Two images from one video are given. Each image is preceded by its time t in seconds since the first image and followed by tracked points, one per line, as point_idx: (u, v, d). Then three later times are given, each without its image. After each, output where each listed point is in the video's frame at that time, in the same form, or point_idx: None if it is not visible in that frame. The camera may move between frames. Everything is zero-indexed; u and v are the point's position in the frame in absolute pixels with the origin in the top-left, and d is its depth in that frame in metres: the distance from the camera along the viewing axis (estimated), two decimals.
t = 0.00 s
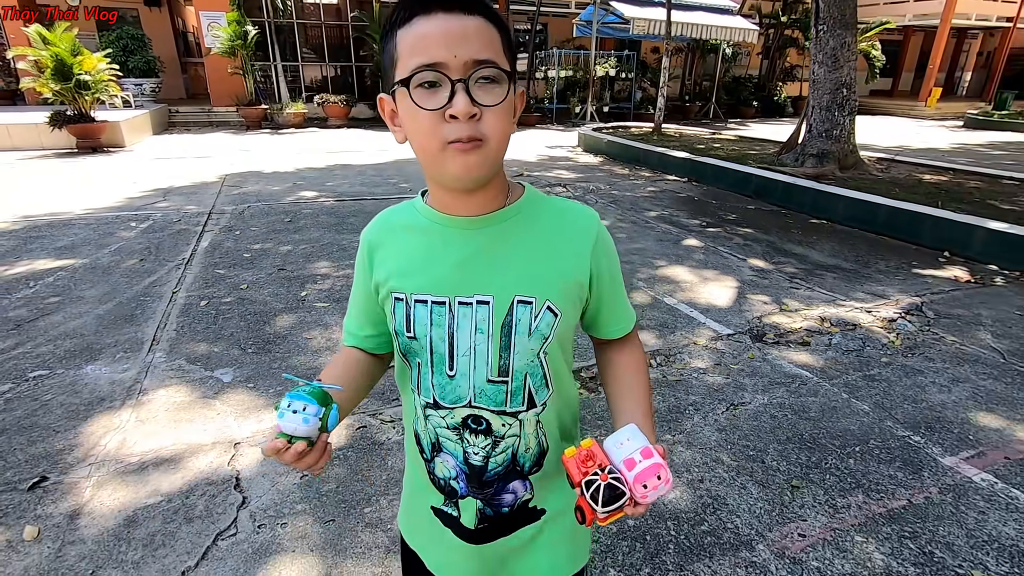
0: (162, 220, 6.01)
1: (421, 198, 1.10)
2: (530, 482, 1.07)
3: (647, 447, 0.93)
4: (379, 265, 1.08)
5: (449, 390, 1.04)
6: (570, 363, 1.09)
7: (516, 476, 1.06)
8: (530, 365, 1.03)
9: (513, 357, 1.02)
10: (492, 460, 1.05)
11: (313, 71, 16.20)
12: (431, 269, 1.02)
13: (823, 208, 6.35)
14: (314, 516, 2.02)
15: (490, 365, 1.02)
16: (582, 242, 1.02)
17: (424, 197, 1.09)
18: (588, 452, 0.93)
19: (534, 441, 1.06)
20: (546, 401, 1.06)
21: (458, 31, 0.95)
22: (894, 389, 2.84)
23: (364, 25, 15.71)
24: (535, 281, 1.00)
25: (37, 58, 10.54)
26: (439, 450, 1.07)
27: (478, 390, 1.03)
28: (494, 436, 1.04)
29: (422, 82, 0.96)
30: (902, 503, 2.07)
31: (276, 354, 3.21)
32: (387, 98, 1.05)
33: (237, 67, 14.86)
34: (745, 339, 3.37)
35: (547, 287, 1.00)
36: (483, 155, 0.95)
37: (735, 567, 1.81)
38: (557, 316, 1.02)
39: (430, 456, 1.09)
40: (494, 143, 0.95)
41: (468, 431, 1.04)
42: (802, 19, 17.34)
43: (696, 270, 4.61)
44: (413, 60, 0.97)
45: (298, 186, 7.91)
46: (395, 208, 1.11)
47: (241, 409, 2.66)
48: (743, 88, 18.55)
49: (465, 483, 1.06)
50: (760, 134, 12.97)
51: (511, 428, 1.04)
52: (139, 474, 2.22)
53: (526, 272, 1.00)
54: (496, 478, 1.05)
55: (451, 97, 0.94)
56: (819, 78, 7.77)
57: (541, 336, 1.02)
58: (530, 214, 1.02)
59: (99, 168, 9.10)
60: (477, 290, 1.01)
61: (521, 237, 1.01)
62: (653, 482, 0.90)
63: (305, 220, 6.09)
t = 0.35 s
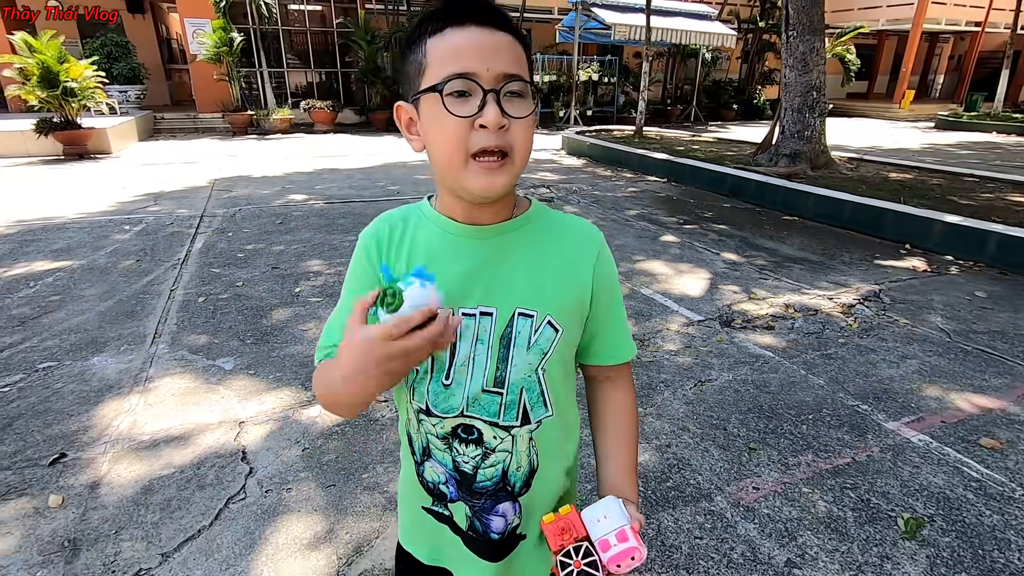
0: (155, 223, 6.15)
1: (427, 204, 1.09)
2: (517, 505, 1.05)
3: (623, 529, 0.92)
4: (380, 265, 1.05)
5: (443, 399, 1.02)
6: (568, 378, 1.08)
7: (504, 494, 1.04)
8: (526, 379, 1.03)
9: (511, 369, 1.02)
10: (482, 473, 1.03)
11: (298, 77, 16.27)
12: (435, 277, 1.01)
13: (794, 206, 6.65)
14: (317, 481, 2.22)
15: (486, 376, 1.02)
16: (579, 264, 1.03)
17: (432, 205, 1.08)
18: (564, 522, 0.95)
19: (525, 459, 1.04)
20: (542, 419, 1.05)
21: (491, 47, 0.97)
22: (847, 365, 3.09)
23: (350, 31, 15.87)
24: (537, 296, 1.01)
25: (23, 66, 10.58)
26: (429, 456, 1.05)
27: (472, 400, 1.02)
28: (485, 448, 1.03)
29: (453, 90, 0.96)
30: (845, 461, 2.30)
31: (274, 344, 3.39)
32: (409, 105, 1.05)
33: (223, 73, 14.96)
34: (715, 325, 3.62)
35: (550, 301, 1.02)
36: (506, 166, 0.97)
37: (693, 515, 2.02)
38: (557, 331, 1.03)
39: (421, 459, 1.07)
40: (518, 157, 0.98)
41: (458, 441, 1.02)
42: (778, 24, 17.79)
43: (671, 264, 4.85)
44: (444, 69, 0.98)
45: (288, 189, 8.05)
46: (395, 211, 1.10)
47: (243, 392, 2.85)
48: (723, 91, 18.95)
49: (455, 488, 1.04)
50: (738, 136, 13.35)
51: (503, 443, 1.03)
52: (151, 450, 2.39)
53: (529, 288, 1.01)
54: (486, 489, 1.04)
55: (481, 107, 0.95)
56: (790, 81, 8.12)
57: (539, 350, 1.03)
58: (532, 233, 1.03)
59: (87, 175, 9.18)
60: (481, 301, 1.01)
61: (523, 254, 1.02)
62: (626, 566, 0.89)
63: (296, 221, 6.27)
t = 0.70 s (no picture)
0: (149, 225, 6.27)
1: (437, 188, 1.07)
2: (541, 464, 1.11)
3: (636, 506, 1.04)
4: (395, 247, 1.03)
5: (474, 376, 1.04)
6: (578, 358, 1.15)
7: (530, 460, 1.09)
8: (550, 351, 1.07)
9: (537, 343, 1.05)
10: (513, 442, 1.06)
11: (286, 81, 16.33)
12: (463, 256, 1.02)
13: (770, 203, 6.91)
14: (316, 456, 2.40)
15: (516, 351, 1.04)
16: (593, 244, 1.09)
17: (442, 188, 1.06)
18: (584, 502, 1.07)
19: (547, 422, 1.10)
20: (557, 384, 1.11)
21: (525, 44, 0.99)
22: (810, 348, 3.31)
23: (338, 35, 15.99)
24: (563, 272, 1.05)
25: (12, 71, 10.63)
26: (454, 440, 1.05)
27: (503, 375, 1.04)
28: (516, 419, 1.06)
29: (490, 82, 0.96)
30: (802, 431, 2.51)
31: (272, 335, 3.56)
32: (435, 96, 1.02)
33: (211, 77, 15.02)
34: (690, 313, 3.84)
35: (571, 279, 1.06)
36: (536, 160, 0.99)
37: (662, 479, 2.22)
38: (578, 306, 1.08)
39: (441, 446, 1.06)
40: (544, 154, 1.00)
41: (488, 418, 1.04)
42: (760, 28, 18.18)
43: (652, 259, 5.07)
44: (479, 58, 0.97)
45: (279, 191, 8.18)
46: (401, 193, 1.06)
47: (245, 379, 3.02)
48: (707, 93, 19.28)
49: (480, 471, 1.06)
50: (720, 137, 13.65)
51: (532, 411, 1.07)
52: (161, 432, 2.56)
53: (556, 266, 1.04)
54: (516, 459, 1.07)
55: (517, 100, 0.95)
56: (767, 84, 8.41)
57: (563, 324, 1.07)
58: (551, 216, 1.07)
59: (78, 178, 9.24)
60: (507, 279, 1.03)
61: (545, 236, 1.05)
62: (640, 534, 1.03)
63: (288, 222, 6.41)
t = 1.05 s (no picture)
0: (142, 228, 6.31)
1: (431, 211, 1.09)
2: (547, 467, 1.17)
3: (641, 486, 1.14)
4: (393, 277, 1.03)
5: (482, 395, 1.07)
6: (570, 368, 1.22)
7: (536, 465, 1.14)
8: (550, 362, 1.12)
9: (539, 357, 1.10)
10: (520, 451, 1.10)
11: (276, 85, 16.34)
12: (465, 279, 1.04)
13: (754, 208, 7.08)
14: (315, 449, 2.49)
15: (521, 367, 1.08)
16: (583, 259, 1.16)
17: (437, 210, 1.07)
18: (591, 492, 1.13)
19: (547, 429, 1.16)
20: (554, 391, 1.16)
21: (513, 68, 1.01)
22: (788, 346, 3.46)
23: (328, 40, 16.05)
24: (561, 290, 1.11)
25: None
26: (463, 456, 1.07)
27: (509, 392, 1.08)
28: (521, 429, 1.10)
29: (480, 108, 0.98)
30: (779, 423, 2.65)
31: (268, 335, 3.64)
32: (425, 122, 1.04)
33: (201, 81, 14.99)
34: (674, 313, 3.98)
35: (566, 294, 1.12)
36: (528, 183, 1.01)
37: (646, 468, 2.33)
38: (574, 319, 1.14)
39: (450, 463, 1.07)
40: (536, 175, 1.02)
41: (496, 431, 1.08)
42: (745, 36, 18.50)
43: (638, 261, 5.21)
44: (469, 85, 0.99)
45: (271, 195, 8.23)
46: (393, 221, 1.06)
47: (242, 377, 3.10)
48: (694, 100, 19.58)
49: (490, 481, 1.09)
50: (706, 143, 13.89)
51: (536, 420, 1.12)
52: (163, 427, 2.64)
53: (554, 283, 1.10)
54: (523, 468, 1.12)
55: (508, 124, 0.98)
56: (751, 92, 8.62)
57: (562, 337, 1.13)
58: (545, 236, 1.12)
59: (67, 182, 9.21)
60: (510, 300, 1.06)
61: (543, 256, 1.10)
62: (646, 512, 1.12)
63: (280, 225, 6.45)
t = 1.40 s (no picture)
0: (125, 233, 6.27)
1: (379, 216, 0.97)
2: (508, 483, 1.07)
3: (618, 476, 1.07)
4: (338, 290, 0.90)
5: (440, 413, 0.96)
6: (534, 370, 1.11)
7: (500, 483, 1.05)
8: (512, 372, 1.02)
9: (500, 367, 1.00)
10: (484, 470, 1.01)
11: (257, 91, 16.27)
12: (417, 288, 0.93)
13: (733, 211, 7.26)
14: (310, 445, 2.55)
15: (481, 378, 0.98)
16: (540, 257, 1.06)
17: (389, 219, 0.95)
18: (571, 484, 1.08)
19: (510, 443, 1.06)
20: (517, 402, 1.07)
21: (480, 75, 0.93)
22: (766, 342, 3.59)
23: (310, 46, 16.06)
24: (520, 293, 1.01)
25: None
26: (424, 481, 0.97)
27: (469, 407, 0.98)
28: (484, 446, 1.01)
29: (445, 115, 0.89)
30: (757, 414, 2.77)
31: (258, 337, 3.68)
32: (381, 126, 0.93)
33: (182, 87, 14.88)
34: (657, 312, 4.10)
35: (527, 297, 1.02)
36: (493, 195, 0.93)
37: (631, 457, 2.43)
38: (534, 324, 1.05)
39: (410, 490, 0.97)
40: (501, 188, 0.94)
41: (458, 451, 0.98)
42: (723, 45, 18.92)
43: (621, 263, 5.34)
44: (433, 90, 0.90)
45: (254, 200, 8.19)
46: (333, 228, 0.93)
47: (233, 377, 3.14)
48: (673, 107, 19.93)
49: (454, 507, 1.00)
50: (685, 148, 14.18)
51: (499, 434, 1.03)
52: (156, 426, 2.67)
53: (513, 285, 1.00)
54: (487, 487, 1.03)
55: (473, 134, 0.89)
56: (729, 98, 8.85)
57: (524, 344, 1.04)
58: (501, 235, 1.02)
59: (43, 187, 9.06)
60: (467, 307, 0.95)
61: (501, 257, 1.00)
62: (627, 499, 1.06)
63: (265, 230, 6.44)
